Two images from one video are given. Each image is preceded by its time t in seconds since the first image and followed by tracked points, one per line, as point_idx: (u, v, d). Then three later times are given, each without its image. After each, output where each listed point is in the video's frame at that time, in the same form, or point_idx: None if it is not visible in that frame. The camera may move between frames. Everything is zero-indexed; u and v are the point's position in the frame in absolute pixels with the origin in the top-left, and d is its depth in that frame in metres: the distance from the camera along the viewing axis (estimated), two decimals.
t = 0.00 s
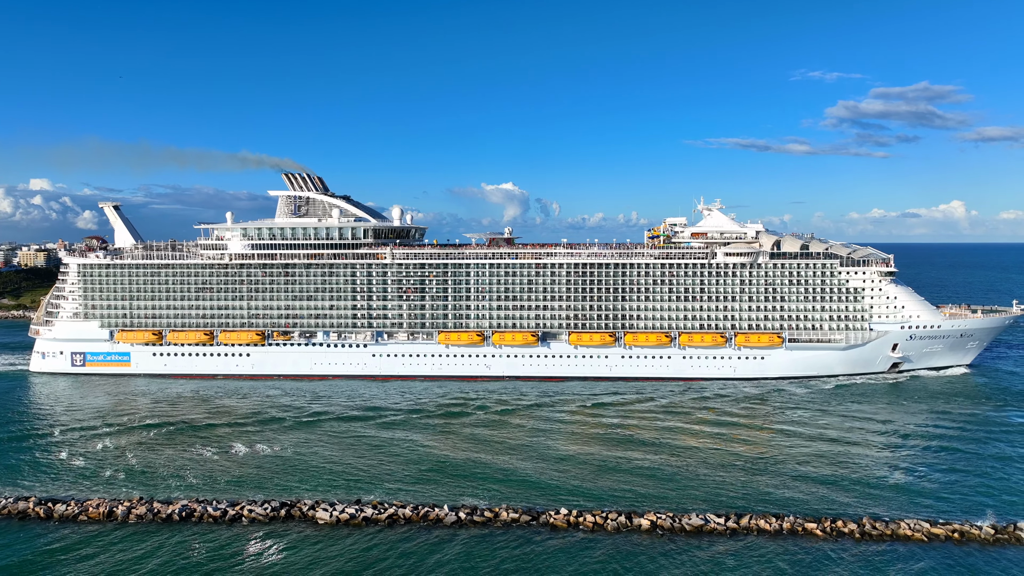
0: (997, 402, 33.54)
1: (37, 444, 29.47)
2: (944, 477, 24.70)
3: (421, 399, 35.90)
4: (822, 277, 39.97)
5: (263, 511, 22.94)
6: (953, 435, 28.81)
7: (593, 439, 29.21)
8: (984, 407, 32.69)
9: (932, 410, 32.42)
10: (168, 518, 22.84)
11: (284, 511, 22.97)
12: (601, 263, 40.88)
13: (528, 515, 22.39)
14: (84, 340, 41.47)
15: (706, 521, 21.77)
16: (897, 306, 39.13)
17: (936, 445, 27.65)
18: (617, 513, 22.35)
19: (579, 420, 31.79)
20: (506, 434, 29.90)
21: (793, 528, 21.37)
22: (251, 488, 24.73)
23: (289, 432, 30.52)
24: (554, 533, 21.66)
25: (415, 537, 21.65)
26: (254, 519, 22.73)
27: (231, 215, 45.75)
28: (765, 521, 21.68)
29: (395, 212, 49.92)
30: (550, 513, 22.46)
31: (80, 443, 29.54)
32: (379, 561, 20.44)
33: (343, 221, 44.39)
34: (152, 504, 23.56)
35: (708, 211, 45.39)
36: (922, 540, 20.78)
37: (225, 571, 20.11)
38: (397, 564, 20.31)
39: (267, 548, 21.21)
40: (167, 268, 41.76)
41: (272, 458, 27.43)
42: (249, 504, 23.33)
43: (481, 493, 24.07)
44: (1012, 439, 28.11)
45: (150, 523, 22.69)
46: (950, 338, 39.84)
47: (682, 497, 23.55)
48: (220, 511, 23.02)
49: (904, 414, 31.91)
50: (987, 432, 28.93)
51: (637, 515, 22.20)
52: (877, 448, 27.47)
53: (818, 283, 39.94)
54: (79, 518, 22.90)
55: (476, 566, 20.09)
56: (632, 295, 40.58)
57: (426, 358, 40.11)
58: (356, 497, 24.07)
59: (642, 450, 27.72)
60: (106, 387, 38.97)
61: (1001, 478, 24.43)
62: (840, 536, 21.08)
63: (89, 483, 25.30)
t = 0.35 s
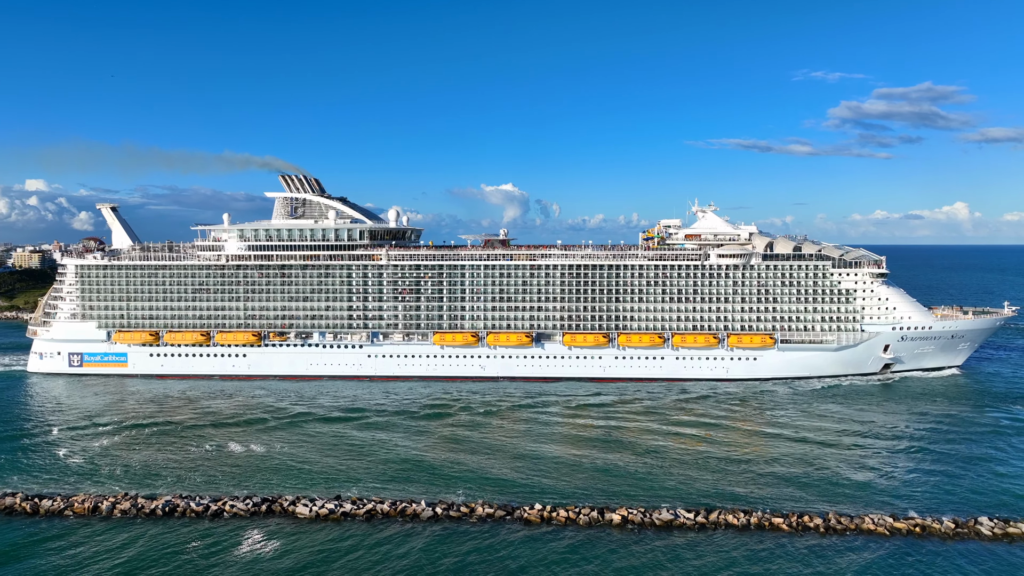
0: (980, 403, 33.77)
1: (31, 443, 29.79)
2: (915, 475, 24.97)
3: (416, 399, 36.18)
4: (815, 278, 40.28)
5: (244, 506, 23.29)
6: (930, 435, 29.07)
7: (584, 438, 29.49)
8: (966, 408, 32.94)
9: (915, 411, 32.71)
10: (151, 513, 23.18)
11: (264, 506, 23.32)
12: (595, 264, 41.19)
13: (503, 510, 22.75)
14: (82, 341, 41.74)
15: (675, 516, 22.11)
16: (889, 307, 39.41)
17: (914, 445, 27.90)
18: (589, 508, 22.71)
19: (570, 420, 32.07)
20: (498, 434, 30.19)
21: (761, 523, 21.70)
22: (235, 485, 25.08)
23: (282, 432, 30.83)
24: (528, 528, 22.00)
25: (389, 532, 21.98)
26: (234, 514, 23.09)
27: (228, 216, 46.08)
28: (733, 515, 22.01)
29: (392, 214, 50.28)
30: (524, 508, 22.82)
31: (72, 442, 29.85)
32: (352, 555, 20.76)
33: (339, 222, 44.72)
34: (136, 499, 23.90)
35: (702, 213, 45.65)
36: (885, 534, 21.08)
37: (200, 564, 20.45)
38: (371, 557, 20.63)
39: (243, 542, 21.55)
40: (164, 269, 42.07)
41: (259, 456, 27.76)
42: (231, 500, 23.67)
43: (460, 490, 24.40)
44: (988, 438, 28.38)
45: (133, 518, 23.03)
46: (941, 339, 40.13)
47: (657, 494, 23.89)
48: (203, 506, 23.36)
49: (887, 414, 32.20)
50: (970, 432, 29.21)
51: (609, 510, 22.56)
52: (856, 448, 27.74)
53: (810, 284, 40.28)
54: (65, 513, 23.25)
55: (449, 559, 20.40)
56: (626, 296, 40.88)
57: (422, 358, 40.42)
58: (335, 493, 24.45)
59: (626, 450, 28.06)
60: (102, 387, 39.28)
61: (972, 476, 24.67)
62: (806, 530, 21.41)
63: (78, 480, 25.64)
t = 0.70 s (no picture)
0: (967, 401, 34.18)
1: (31, 440, 30.25)
2: (894, 470, 25.39)
3: (413, 397, 36.65)
4: (808, 278, 40.70)
5: (232, 500, 23.73)
6: (912, 432, 29.48)
7: (576, 436, 29.92)
8: (952, 406, 33.33)
9: (901, 409, 33.16)
10: (142, 507, 23.61)
11: (252, 501, 23.77)
12: (590, 264, 41.61)
13: (485, 505, 23.21)
14: (83, 339, 42.16)
15: (654, 510, 22.56)
16: (881, 307, 39.83)
17: (895, 442, 28.32)
18: (570, 503, 23.17)
19: (564, 418, 32.51)
20: (491, 432, 30.62)
21: (736, 517, 22.15)
22: (227, 481, 25.54)
23: (278, 430, 31.26)
24: (510, 521, 22.46)
25: (373, 525, 22.43)
26: (223, 508, 23.54)
27: (227, 216, 46.48)
28: (710, 509, 22.46)
29: (390, 215, 50.72)
30: (506, 502, 23.29)
31: (71, 439, 30.31)
32: (336, 547, 21.21)
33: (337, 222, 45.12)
34: (127, 494, 24.33)
35: (697, 214, 46.05)
36: (857, 527, 21.51)
37: (187, 556, 20.89)
38: (354, 550, 21.08)
39: (230, 534, 22.01)
40: (165, 268, 42.50)
41: (254, 453, 28.20)
42: (220, 494, 24.12)
43: (446, 486, 24.87)
44: (968, 435, 28.78)
45: (124, 512, 23.47)
46: (933, 339, 40.56)
47: (639, 489, 24.36)
48: (192, 500, 23.81)
49: (872, 412, 32.63)
50: (955, 429, 29.64)
51: (590, 504, 23.02)
52: (839, 445, 28.18)
53: (803, 284, 40.69)
54: (57, 507, 23.69)
55: (431, 551, 20.86)
56: (621, 296, 41.31)
57: (419, 357, 40.85)
58: (322, 488, 24.90)
59: (615, 447, 28.54)
60: (104, 386, 39.74)
61: (950, 472, 25.08)
62: (780, 523, 21.85)
63: (74, 476, 26.10)
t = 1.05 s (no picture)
0: (955, 398, 34.61)
1: (30, 437, 30.72)
2: (874, 466, 25.85)
3: (410, 395, 37.11)
4: (801, 278, 41.16)
5: (221, 495, 24.20)
6: (895, 429, 29.92)
7: (571, 434, 30.37)
8: (938, 403, 33.75)
9: (887, 407, 33.62)
10: (133, 501, 24.08)
11: (240, 495, 24.23)
12: (586, 264, 42.07)
13: (470, 499, 23.69)
14: (83, 338, 42.59)
15: (634, 504, 23.03)
16: (873, 306, 40.27)
17: (880, 439, 28.75)
18: (553, 497, 23.65)
19: (560, 417, 32.94)
20: (488, 430, 31.07)
21: (715, 511, 22.59)
22: (219, 476, 26.01)
23: (275, 427, 31.71)
24: (494, 515, 22.93)
25: (358, 519, 22.89)
26: (213, 503, 24.01)
27: (226, 216, 46.94)
28: (688, 503, 22.93)
29: (388, 215, 51.24)
30: (490, 497, 23.77)
31: (70, 436, 30.79)
32: (321, 539, 21.69)
33: (335, 222, 45.59)
34: (119, 489, 24.80)
35: (691, 214, 46.47)
36: (831, 521, 21.96)
37: (175, 548, 21.36)
38: (339, 542, 21.53)
39: (218, 528, 22.47)
40: (165, 268, 42.96)
41: (249, 450, 28.66)
42: (210, 489, 24.59)
43: (434, 481, 25.34)
44: (949, 432, 29.22)
45: (116, 506, 23.94)
46: (925, 338, 41.01)
47: (623, 484, 24.82)
48: (182, 495, 24.28)
49: (859, 410, 33.08)
50: (939, 426, 30.08)
51: (572, 499, 23.51)
52: (824, 442, 28.63)
53: (796, 284, 41.13)
54: (50, 501, 24.18)
55: (414, 544, 21.33)
56: (616, 295, 41.76)
57: (416, 356, 41.29)
58: (310, 483, 25.37)
59: (605, 444, 29.02)
60: (104, 384, 40.20)
61: (929, 469, 25.51)
62: (756, 517, 22.31)
63: (71, 472, 26.58)
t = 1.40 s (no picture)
0: (943, 396, 35.06)
1: (29, 434, 31.21)
2: (854, 463, 26.35)
3: (408, 394, 37.60)
4: (794, 277, 41.64)
5: (211, 490, 24.72)
6: (877, 427, 30.39)
7: (564, 432, 30.87)
8: (923, 401, 34.20)
9: (872, 405, 34.12)
10: (124, 496, 24.59)
11: (229, 490, 24.74)
12: (581, 263, 42.58)
13: (454, 494, 24.19)
14: (84, 337, 43.05)
15: (614, 499, 23.54)
16: (865, 306, 40.72)
17: (865, 436, 29.21)
18: (535, 492, 24.16)
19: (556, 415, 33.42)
20: (483, 428, 31.55)
21: (693, 505, 23.08)
22: (211, 472, 26.51)
23: (272, 425, 32.18)
24: (477, 509, 23.44)
25: (344, 513, 23.38)
26: (202, 497, 24.53)
27: (225, 216, 47.47)
28: (668, 498, 23.43)
29: (386, 216, 51.74)
30: (474, 492, 24.29)
31: (69, 434, 31.28)
32: (306, 532, 22.19)
33: (334, 222, 46.10)
34: (111, 484, 25.31)
35: (686, 214, 46.95)
36: (805, 515, 22.44)
37: (163, 541, 21.86)
38: (324, 535, 22.02)
39: (207, 521, 22.96)
40: (165, 267, 43.48)
41: (244, 447, 29.15)
42: (200, 484, 25.11)
43: (421, 477, 25.85)
44: (930, 429, 29.69)
45: (108, 500, 24.43)
46: (917, 337, 41.48)
47: (607, 479, 25.33)
48: (173, 489, 24.81)
49: (845, 408, 33.57)
50: (923, 424, 30.55)
51: (554, 494, 24.02)
52: (808, 439, 29.11)
53: (789, 284, 41.60)
54: (43, 496, 24.69)
55: (397, 536, 21.84)
56: (611, 295, 42.23)
57: (414, 355, 41.76)
58: (299, 478, 25.90)
59: (595, 441, 29.54)
60: (106, 382, 40.68)
61: (906, 465, 26.00)
62: (733, 511, 22.80)
63: (67, 468, 27.06)
